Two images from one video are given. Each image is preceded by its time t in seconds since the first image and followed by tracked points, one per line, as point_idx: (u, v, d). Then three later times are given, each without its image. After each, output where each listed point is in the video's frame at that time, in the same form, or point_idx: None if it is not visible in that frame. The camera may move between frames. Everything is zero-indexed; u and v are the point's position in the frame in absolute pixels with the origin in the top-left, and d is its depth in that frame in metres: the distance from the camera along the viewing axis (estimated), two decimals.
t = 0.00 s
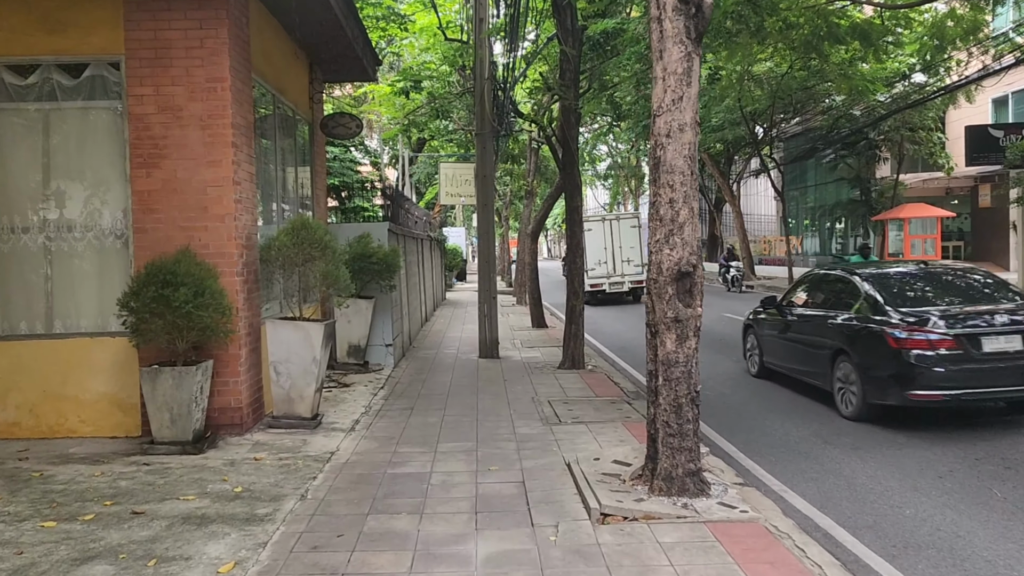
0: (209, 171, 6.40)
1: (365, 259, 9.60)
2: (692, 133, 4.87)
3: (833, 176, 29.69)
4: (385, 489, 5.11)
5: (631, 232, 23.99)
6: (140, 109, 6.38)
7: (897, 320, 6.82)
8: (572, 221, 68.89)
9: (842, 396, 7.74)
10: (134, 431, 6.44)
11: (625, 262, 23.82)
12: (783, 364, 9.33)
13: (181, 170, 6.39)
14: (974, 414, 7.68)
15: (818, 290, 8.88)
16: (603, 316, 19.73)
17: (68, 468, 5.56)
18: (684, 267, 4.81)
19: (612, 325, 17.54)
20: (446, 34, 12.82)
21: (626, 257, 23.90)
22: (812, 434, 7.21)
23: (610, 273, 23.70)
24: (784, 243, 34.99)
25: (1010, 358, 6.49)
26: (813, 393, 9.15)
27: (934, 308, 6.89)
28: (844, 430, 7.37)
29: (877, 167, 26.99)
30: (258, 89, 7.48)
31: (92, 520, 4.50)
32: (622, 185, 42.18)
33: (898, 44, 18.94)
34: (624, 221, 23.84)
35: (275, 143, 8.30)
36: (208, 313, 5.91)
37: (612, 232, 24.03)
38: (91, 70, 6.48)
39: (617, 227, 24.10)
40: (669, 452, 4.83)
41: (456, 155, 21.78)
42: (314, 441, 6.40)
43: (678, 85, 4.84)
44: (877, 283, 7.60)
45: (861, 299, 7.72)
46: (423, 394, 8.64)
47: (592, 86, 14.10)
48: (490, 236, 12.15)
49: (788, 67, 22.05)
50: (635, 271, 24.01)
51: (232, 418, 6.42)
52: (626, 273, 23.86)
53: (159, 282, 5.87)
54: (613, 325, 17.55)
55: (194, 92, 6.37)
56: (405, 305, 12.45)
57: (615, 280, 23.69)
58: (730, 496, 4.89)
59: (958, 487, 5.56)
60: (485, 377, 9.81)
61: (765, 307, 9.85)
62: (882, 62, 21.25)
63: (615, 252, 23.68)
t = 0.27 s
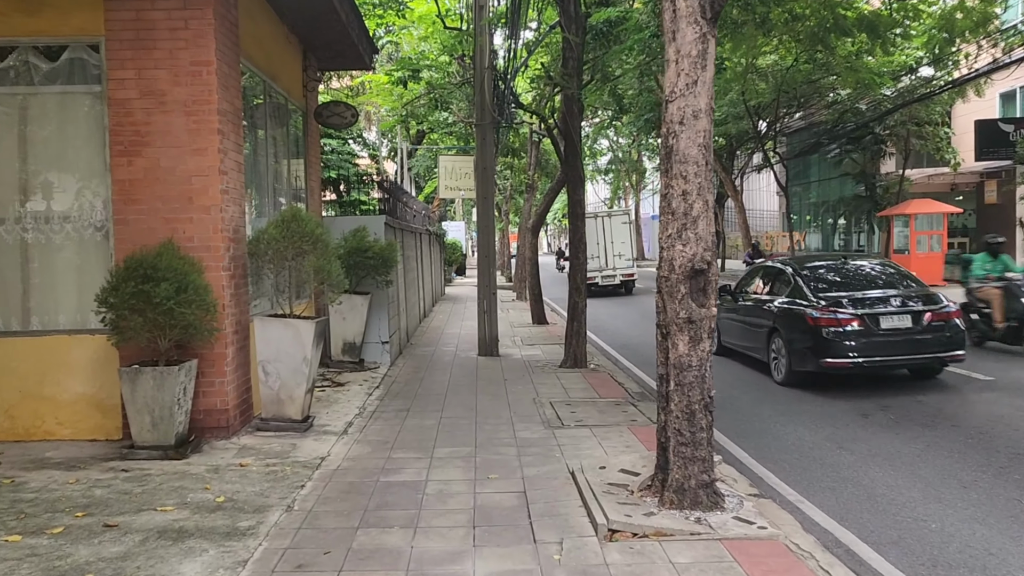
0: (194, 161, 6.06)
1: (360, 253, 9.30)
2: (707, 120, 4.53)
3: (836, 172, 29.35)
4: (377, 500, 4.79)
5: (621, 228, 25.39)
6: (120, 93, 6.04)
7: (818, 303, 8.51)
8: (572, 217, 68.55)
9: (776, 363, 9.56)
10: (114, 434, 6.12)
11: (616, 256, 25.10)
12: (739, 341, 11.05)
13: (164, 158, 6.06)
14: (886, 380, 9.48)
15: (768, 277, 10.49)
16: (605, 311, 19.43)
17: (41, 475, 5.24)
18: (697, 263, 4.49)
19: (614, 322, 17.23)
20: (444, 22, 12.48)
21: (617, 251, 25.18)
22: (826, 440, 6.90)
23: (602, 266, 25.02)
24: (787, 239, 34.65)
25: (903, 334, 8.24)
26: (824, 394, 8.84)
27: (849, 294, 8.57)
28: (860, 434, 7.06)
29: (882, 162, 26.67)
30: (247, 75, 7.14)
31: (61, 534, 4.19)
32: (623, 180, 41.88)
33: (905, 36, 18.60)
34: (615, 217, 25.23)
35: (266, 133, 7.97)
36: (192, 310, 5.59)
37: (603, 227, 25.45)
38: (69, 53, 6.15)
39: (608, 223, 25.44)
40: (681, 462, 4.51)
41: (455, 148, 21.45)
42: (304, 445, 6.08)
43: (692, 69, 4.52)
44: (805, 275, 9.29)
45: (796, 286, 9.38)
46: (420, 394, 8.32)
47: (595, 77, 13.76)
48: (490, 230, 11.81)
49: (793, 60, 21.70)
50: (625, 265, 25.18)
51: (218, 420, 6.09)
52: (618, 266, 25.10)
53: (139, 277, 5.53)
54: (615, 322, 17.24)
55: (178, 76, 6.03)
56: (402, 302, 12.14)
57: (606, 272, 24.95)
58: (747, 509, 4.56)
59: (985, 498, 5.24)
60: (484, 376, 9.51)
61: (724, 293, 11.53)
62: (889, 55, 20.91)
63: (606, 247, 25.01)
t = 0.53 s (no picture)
0: (180, 151, 5.73)
1: (357, 248, 9.00)
2: (728, 106, 4.21)
3: (840, 168, 29.01)
4: (372, 514, 4.47)
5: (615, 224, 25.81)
6: (101, 78, 5.70)
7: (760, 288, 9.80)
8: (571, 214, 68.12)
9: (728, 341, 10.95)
10: (95, 440, 5.79)
11: (609, 251, 25.37)
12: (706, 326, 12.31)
13: (148, 148, 5.72)
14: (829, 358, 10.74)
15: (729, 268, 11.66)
16: (607, 309, 19.13)
17: (14, 485, 4.91)
18: (717, 261, 4.16)
19: (616, 321, 16.90)
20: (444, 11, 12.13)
21: (610, 248, 25.50)
22: (844, 446, 6.58)
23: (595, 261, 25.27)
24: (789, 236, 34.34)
25: (834, 317, 9.42)
26: (837, 397, 8.52)
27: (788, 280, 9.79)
28: (879, 440, 6.74)
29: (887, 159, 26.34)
30: (236, 62, 6.80)
31: (28, 553, 3.86)
32: (624, 177, 41.51)
33: (914, 30, 18.27)
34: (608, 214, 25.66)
35: (257, 123, 7.62)
36: (176, 309, 5.26)
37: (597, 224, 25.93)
38: (48, 37, 5.82)
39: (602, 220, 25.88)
40: (698, 474, 4.19)
41: (455, 143, 21.10)
42: (295, 452, 5.75)
43: (712, 51, 4.18)
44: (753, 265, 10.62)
45: (747, 273, 10.60)
46: (418, 396, 7.99)
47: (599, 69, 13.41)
48: (491, 225, 11.47)
49: (798, 53, 21.38)
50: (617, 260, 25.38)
51: (205, 425, 5.76)
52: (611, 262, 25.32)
53: (119, 273, 5.19)
54: (618, 321, 16.91)
55: (163, 61, 5.69)
56: (400, 301, 11.82)
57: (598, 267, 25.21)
58: (769, 525, 4.24)
59: (1020, 512, 4.93)
60: (485, 377, 9.18)
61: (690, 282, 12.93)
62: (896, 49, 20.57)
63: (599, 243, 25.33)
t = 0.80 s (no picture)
0: (164, 149, 5.41)
1: (352, 251, 8.71)
2: (751, 101, 3.89)
3: (844, 167, 28.71)
4: (368, 539, 4.16)
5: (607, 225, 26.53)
6: (81, 72, 5.38)
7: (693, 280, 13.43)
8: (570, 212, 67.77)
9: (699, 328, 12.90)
10: (75, 454, 5.48)
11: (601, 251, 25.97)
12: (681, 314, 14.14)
13: (130, 146, 5.41)
14: (786, 342, 12.69)
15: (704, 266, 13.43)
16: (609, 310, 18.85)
17: None
18: (740, 269, 3.85)
19: (619, 322, 16.62)
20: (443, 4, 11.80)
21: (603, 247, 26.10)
22: (863, 459, 6.28)
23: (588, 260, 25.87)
24: (791, 235, 34.07)
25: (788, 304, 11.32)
26: (850, 404, 8.23)
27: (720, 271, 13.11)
28: (900, 452, 6.44)
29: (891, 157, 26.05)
30: (225, 57, 6.48)
31: None
32: (624, 175, 41.24)
33: (920, 27, 17.95)
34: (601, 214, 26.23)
35: (249, 120, 7.31)
36: (158, 318, 4.93)
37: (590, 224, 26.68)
38: (24, 29, 5.51)
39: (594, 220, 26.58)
40: (718, 499, 3.88)
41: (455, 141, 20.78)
42: (286, 467, 5.44)
43: (734, 41, 3.87)
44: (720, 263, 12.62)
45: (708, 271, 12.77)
46: (418, 404, 7.70)
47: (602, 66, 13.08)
48: (491, 225, 11.15)
49: (802, 51, 21.07)
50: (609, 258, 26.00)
51: (191, 439, 5.46)
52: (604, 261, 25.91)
53: (97, 279, 4.87)
54: (621, 322, 16.63)
55: (147, 55, 5.38)
56: (399, 303, 11.53)
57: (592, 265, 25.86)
58: (794, 553, 3.93)
59: None
60: (487, 383, 8.89)
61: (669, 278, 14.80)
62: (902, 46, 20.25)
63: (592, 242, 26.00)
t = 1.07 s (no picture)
0: (144, 144, 5.10)
1: (347, 252, 8.42)
2: (773, 91, 3.59)
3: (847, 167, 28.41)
4: (357, 563, 3.86)
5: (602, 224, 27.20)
6: (56, 63, 5.08)
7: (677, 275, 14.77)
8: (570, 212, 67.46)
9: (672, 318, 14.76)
10: (49, 467, 5.18)
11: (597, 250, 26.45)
12: (659, 306, 15.77)
13: (108, 141, 5.10)
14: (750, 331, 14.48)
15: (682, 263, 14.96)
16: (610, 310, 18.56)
17: None
18: (762, 272, 3.54)
19: (622, 324, 16.34)
20: None
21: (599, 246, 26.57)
22: (882, 471, 5.98)
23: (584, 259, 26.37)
24: (794, 235, 33.79)
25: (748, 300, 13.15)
26: (863, 411, 7.92)
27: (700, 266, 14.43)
28: (919, 463, 6.15)
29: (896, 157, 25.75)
30: (211, 48, 6.17)
31: None
32: (626, 175, 40.96)
33: (926, 24, 17.65)
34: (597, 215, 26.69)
35: (238, 116, 7.00)
36: (136, 323, 4.62)
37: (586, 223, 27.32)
38: None
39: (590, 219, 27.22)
40: (737, 521, 3.57)
41: (454, 140, 20.48)
42: (274, 481, 5.14)
43: (755, 24, 3.57)
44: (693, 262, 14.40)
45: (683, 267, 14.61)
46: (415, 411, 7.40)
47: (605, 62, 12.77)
48: (491, 225, 10.83)
49: (807, 48, 20.75)
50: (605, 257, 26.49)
51: (173, 451, 5.16)
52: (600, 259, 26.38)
53: (70, 281, 4.55)
54: (624, 324, 16.35)
55: (126, 44, 5.07)
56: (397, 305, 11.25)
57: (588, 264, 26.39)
58: None
59: None
60: (486, 388, 8.59)
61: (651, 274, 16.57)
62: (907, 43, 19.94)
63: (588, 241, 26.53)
